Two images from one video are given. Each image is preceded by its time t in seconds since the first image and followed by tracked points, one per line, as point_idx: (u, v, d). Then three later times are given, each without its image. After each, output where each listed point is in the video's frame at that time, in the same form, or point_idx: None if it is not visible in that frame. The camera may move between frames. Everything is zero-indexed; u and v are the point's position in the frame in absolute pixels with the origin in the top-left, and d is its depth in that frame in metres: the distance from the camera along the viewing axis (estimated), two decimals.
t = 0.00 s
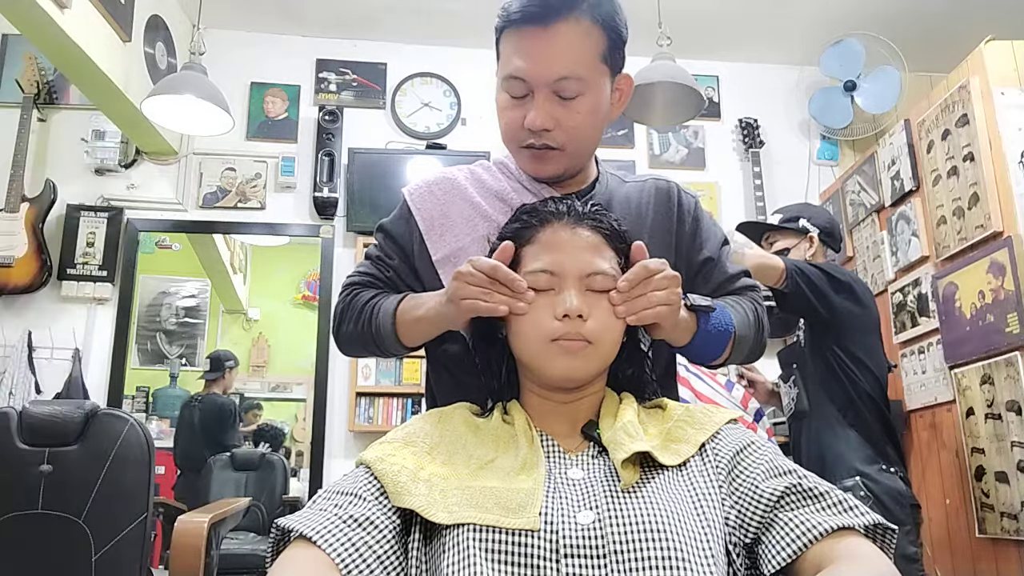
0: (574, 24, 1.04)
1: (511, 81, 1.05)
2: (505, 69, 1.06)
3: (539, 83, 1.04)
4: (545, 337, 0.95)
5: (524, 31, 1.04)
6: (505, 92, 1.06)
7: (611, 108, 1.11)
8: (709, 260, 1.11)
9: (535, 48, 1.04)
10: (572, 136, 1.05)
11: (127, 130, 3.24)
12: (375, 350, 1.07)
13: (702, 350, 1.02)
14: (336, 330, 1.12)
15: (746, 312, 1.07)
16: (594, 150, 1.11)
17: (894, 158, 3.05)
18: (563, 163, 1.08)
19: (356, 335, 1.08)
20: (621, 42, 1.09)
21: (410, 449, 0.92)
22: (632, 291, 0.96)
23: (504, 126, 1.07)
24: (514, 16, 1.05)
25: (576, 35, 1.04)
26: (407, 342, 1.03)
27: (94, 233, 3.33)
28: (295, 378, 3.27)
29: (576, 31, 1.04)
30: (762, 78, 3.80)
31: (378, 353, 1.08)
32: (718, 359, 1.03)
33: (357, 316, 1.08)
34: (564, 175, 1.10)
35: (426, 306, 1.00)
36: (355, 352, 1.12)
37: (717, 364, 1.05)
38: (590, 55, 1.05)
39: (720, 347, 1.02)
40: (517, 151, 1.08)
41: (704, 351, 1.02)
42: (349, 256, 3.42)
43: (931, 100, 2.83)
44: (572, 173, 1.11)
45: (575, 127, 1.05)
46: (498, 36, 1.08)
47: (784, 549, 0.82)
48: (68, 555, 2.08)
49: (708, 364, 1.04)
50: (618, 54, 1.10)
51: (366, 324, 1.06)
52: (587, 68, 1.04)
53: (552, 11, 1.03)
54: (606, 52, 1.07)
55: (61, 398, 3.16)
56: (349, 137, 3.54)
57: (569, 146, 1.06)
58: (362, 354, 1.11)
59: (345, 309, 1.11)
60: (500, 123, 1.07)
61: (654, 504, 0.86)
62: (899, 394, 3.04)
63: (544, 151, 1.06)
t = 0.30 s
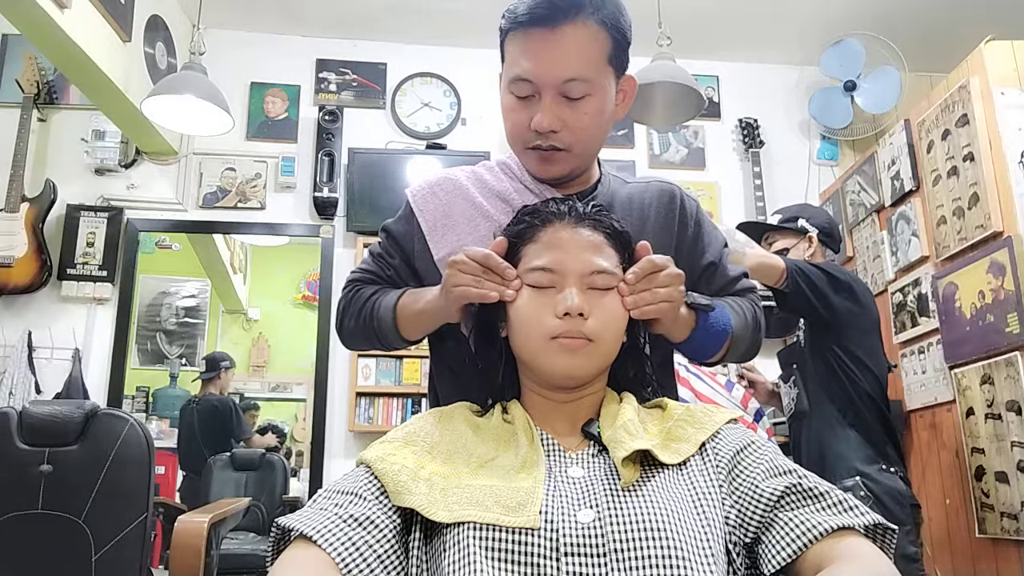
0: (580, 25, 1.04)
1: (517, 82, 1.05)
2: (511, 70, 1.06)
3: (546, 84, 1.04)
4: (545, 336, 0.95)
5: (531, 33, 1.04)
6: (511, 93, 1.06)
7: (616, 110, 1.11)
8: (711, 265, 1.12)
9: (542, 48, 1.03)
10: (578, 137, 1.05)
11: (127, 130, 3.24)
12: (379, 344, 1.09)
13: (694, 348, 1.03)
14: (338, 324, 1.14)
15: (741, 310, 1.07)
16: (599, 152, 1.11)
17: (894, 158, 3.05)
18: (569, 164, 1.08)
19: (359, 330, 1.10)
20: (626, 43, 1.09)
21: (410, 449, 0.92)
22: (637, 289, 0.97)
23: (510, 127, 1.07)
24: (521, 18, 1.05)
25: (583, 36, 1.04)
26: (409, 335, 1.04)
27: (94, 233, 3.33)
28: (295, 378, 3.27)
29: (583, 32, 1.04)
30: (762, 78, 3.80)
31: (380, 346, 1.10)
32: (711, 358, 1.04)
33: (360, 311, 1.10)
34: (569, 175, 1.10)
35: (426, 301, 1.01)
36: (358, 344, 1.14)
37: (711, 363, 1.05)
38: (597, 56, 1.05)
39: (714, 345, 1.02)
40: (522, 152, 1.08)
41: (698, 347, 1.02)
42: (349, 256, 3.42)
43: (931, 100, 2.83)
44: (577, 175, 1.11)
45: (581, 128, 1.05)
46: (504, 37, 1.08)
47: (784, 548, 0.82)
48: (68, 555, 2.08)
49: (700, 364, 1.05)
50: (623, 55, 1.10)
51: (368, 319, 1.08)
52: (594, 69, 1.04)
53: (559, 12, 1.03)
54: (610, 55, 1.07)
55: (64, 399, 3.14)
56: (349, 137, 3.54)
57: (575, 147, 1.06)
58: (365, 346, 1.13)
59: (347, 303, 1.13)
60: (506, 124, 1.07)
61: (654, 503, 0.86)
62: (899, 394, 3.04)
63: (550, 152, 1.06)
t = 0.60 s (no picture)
0: (584, 19, 1.04)
1: (521, 73, 1.04)
2: (514, 62, 1.05)
3: (550, 74, 1.03)
4: (546, 337, 0.96)
5: (536, 25, 1.04)
6: (514, 84, 1.05)
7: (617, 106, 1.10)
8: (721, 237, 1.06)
9: (546, 39, 1.03)
10: (582, 128, 1.04)
11: (127, 130, 3.24)
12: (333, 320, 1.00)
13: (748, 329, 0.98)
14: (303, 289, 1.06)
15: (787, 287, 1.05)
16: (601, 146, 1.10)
17: (894, 158, 3.05)
18: (573, 156, 1.06)
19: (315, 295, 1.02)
20: (627, 38, 1.09)
21: (410, 449, 0.92)
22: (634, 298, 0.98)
23: (513, 118, 1.05)
24: (526, 10, 1.05)
25: (586, 29, 1.03)
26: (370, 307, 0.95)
27: (94, 233, 3.33)
28: (295, 378, 3.28)
29: (586, 25, 1.04)
30: (762, 78, 3.80)
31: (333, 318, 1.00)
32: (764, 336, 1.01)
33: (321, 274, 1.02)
34: (572, 169, 1.08)
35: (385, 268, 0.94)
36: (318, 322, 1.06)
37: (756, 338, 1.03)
38: (600, 49, 1.04)
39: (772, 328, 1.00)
40: (525, 144, 1.06)
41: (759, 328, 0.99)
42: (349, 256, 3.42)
43: (931, 100, 2.83)
44: (580, 168, 1.09)
45: (585, 119, 1.03)
46: (507, 31, 1.08)
47: (784, 550, 0.82)
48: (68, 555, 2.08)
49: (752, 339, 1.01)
50: (625, 53, 1.10)
51: (324, 285, 1.00)
52: (598, 60, 1.04)
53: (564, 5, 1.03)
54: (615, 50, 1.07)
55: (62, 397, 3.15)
56: (349, 137, 3.54)
57: (579, 138, 1.04)
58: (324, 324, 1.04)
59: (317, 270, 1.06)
60: (509, 116, 1.06)
61: (654, 506, 0.86)
62: (899, 394, 3.04)
63: (554, 143, 1.04)
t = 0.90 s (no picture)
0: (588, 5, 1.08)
1: (526, 53, 1.07)
2: (519, 44, 1.08)
3: (553, 52, 1.06)
4: (546, 337, 0.96)
5: (540, 8, 1.08)
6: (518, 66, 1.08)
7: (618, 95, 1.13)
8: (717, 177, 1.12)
9: (551, 21, 1.06)
10: (583, 107, 1.05)
11: (127, 130, 3.24)
12: (343, 206, 1.01)
13: (727, 246, 1.01)
14: (307, 165, 1.05)
15: (780, 184, 1.05)
16: (601, 134, 1.11)
17: (894, 158, 3.05)
18: (574, 138, 1.07)
19: (333, 177, 1.02)
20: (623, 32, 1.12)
21: (411, 450, 0.92)
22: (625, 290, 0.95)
23: (516, 98, 1.07)
24: None
25: (590, 14, 1.08)
26: (395, 220, 0.99)
27: (94, 233, 3.33)
28: (295, 378, 3.28)
29: (590, 12, 1.08)
30: (762, 78, 3.80)
31: (336, 211, 1.02)
32: (765, 245, 1.03)
33: (348, 163, 1.03)
34: (572, 155, 1.09)
35: (444, 188, 0.99)
36: (305, 200, 1.04)
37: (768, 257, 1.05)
38: (603, 33, 1.08)
39: (758, 231, 1.01)
40: (527, 126, 1.07)
41: (743, 239, 1.01)
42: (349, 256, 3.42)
43: (931, 100, 2.83)
44: (580, 153, 1.09)
45: (586, 97, 1.05)
46: (511, 19, 1.12)
47: (784, 550, 0.82)
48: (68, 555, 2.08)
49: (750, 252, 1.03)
50: (625, 43, 1.14)
51: (344, 175, 1.02)
52: (601, 44, 1.07)
53: None
54: (615, 33, 1.11)
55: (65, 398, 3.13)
56: (349, 136, 3.55)
57: (580, 118, 1.06)
58: (316, 207, 1.03)
59: (331, 155, 1.06)
60: (512, 96, 1.08)
61: (655, 509, 0.86)
62: (899, 394, 3.03)
63: (556, 123, 1.06)
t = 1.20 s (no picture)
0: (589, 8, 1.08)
1: (527, 56, 1.07)
2: (520, 47, 1.08)
3: (554, 56, 1.06)
4: (548, 333, 0.97)
5: (541, 11, 1.08)
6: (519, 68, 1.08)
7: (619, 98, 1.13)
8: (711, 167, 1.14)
9: (552, 24, 1.06)
10: (584, 111, 1.06)
11: (128, 130, 3.24)
12: (342, 181, 1.00)
13: (738, 221, 1.01)
14: (307, 141, 1.05)
15: (783, 154, 1.06)
16: (601, 136, 1.11)
17: (894, 158, 3.05)
18: (574, 142, 1.07)
19: (333, 152, 1.02)
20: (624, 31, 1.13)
21: (411, 450, 0.92)
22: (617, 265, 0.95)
23: (517, 102, 1.07)
24: None
25: (591, 18, 1.08)
26: (394, 194, 0.99)
27: (94, 233, 3.33)
28: (295, 378, 3.28)
29: (591, 14, 1.08)
30: (762, 78, 3.80)
31: (337, 188, 1.01)
32: (777, 218, 1.03)
33: (348, 141, 1.03)
34: (572, 157, 1.09)
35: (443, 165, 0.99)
36: (304, 176, 1.04)
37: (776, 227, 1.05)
38: (603, 36, 1.08)
39: (768, 203, 1.01)
40: (528, 129, 1.08)
41: (755, 212, 1.01)
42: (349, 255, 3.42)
43: (931, 100, 2.83)
44: (580, 156, 1.10)
45: (587, 102, 1.05)
46: (511, 22, 1.12)
47: (784, 550, 0.82)
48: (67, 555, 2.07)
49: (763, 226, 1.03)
50: (626, 45, 1.14)
51: (342, 151, 1.02)
52: (602, 47, 1.07)
53: None
54: (615, 34, 1.11)
55: (62, 399, 3.15)
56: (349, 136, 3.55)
57: (580, 122, 1.06)
58: (314, 183, 1.03)
59: (332, 134, 1.06)
60: (513, 99, 1.08)
61: (655, 508, 0.86)
62: (899, 395, 3.03)
63: (556, 126, 1.06)
